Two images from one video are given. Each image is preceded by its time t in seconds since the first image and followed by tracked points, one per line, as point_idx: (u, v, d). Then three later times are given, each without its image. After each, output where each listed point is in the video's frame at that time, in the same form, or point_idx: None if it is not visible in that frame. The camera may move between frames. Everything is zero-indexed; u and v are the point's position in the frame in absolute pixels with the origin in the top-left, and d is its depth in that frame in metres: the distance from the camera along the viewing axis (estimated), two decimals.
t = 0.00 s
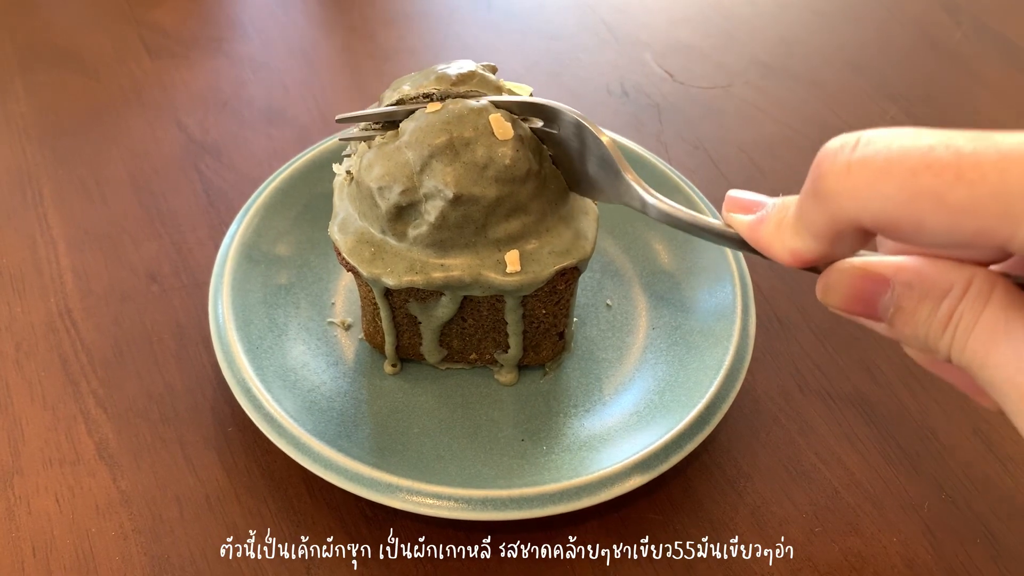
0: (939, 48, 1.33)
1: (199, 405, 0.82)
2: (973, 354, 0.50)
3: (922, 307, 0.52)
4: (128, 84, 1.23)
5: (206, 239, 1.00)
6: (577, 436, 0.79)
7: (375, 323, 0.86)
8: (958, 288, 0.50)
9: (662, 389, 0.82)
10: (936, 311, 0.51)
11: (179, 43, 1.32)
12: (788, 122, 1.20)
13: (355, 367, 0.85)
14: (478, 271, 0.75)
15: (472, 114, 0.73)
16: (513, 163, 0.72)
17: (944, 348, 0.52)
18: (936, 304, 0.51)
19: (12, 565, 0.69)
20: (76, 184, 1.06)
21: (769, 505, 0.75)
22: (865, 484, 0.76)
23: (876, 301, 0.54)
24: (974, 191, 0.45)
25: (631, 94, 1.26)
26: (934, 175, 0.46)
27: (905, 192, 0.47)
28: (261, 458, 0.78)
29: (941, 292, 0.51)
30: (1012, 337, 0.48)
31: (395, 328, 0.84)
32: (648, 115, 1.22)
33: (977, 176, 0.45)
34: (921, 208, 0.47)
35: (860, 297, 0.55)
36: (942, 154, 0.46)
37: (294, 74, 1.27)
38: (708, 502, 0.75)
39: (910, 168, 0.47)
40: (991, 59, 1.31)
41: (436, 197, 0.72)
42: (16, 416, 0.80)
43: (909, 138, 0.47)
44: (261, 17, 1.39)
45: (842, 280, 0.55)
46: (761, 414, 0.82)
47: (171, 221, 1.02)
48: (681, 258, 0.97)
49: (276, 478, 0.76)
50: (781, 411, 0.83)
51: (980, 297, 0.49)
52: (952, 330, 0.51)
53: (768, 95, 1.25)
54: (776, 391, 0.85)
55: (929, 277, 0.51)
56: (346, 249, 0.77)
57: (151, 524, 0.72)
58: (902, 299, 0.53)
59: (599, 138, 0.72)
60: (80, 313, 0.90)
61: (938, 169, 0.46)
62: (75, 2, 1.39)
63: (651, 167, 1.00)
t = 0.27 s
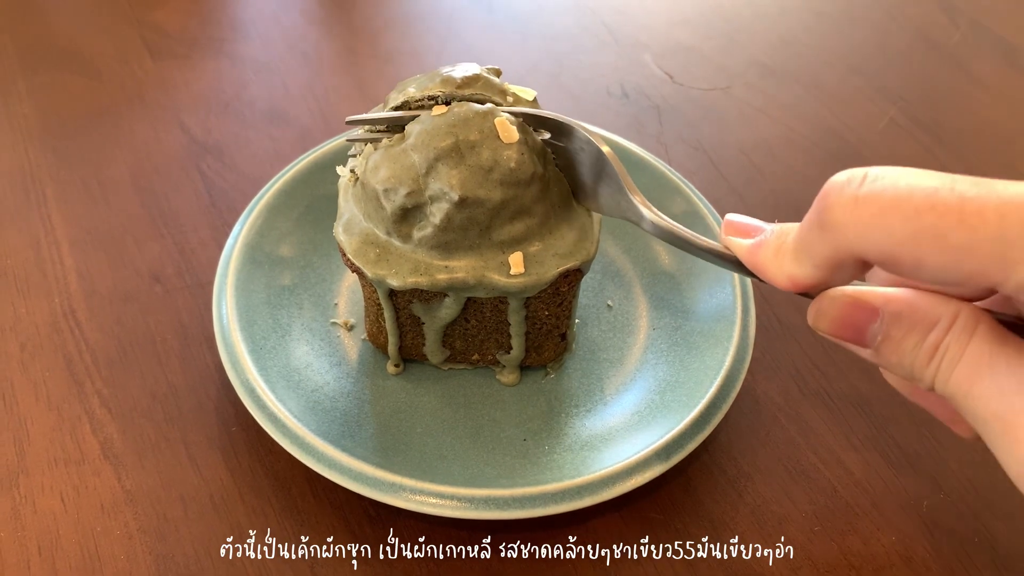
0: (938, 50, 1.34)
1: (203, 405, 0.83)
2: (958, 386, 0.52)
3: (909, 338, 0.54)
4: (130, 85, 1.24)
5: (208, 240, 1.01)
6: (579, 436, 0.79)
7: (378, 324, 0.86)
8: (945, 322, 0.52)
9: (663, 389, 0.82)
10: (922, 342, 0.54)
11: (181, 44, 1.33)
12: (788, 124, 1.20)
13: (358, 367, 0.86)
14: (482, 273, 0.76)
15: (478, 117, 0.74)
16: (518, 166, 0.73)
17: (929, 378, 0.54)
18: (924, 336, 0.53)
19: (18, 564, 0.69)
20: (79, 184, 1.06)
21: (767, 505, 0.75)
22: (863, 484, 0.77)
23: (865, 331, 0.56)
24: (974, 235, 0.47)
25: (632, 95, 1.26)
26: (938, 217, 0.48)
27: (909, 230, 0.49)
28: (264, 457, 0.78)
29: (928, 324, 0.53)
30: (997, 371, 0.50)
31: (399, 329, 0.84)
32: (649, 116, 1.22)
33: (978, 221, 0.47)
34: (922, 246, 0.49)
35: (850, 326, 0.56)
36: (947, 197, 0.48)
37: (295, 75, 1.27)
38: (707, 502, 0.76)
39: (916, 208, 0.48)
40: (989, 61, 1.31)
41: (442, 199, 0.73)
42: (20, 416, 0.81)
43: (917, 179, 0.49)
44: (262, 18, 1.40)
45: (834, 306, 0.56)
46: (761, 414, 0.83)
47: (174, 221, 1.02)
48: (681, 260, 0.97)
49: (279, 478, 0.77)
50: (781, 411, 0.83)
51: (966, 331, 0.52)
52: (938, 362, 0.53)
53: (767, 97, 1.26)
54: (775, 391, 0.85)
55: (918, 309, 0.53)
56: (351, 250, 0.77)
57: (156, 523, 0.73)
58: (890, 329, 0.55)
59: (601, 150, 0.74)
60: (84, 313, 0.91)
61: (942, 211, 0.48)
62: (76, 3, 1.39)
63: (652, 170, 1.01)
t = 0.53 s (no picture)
0: (937, 52, 1.34)
1: (199, 405, 0.82)
2: (940, 405, 0.58)
3: (905, 355, 0.60)
4: (126, 84, 1.23)
5: (205, 240, 1.00)
6: (588, 440, 0.80)
7: (385, 334, 0.85)
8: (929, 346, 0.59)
9: (670, 391, 0.83)
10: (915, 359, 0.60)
11: (178, 43, 1.32)
12: (786, 125, 1.20)
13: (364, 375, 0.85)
14: (495, 281, 0.76)
15: (485, 123, 0.74)
16: (528, 172, 0.74)
17: (918, 392, 0.60)
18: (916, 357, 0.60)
19: (12, 566, 0.69)
20: (75, 184, 1.06)
21: (767, 506, 0.75)
22: (863, 486, 0.76)
23: (867, 343, 0.62)
24: (930, 295, 0.51)
25: (630, 96, 1.26)
26: (898, 277, 0.52)
27: (870, 280, 0.54)
28: (260, 458, 0.78)
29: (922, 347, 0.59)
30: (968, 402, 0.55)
31: (407, 339, 0.84)
32: (647, 117, 1.22)
33: (932, 285, 0.51)
34: (880, 294, 0.53)
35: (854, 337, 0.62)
36: (912, 256, 0.52)
37: (293, 75, 1.27)
38: (705, 503, 0.76)
39: (878, 265, 0.53)
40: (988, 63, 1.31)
41: (453, 209, 0.73)
42: (14, 416, 0.80)
43: (890, 236, 0.54)
44: (260, 17, 1.39)
45: (835, 317, 0.61)
46: (760, 416, 0.83)
47: (170, 221, 1.02)
48: (684, 260, 0.97)
49: (275, 479, 0.76)
50: (780, 413, 0.83)
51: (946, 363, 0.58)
52: (926, 381, 0.59)
53: (766, 98, 1.26)
54: (774, 393, 0.85)
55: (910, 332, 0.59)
56: (359, 261, 0.77)
57: (151, 523, 0.72)
58: (891, 343, 0.61)
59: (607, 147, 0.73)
60: (79, 313, 0.90)
61: (900, 270, 0.52)
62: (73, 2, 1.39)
63: (652, 172, 1.01)
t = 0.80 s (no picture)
0: (937, 60, 1.35)
1: (206, 412, 0.83)
2: (884, 391, 0.55)
3: (853, 334, 0.56)
4: (132, 91, 1.24)
5: (211, 246, 1.01)
6: (600, 451, 0.80)
7: (398, 348, 0.86)
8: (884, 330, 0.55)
9: (681, 401, 0.84)
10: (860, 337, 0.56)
11: (183, 50, 1.33)
12: (787, 133, 1.21)
13: (376, 386, 0.86)
14: (508, 292, 0.78)
15: (498, 138, 0.75)
16: (540, 185, 0.75)
17: (859, 372, 0.57)
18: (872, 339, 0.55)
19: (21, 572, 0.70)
20: (81, 190, 1.07)
21: (766, 511, 0.76)
22: (864, 494, 0.77)
23: (814, 316, 0.58)
24: (886, 277, 0.51)
25: (632, 103, 1.27)
26: (859, 260, 0.53)
27: (836, 262, 0.54)
28: (266, 464, 0.78)
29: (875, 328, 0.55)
30: (915, 392, 0.52)
31: (420, 351, 0.85)
32: (649, 125, 1.23)
33: (890, 268, 0.51)
34: (843, 276, 0.54)
35: (804, 306, 0.59)
36: (878, 241, 0.53)
37: (298, 82, 1.28)
38: (706, 508, 0.76)
39: (844, 247, 0.54)
40: (989, 71, 1.32)
41: (466, 223, 0.74)
42: (23, 423, 0.81)
43: (863, 220, 0.54)
44: (265, 25, 1.40)
45: (790, 282, 0.59)
46: (762, 424, 0.83)
47: (176, 228, 1.03)
48: (691, 270, 0.98)
49: (281, 485, 0.77)
50: (783, 421, 0.84)
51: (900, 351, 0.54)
52: (872, 362, 0.56)
53: (767, 106, 1.27)
54: (776, 401, 0.86)
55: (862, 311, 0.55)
56: (373, 276, 0.78)
57: (158, 530, 0.73)
58: (833, 318, 0.57)
59: (623, 151, 0.75)
60: (86, 319, 0.91)
61: (864, 254, 0.53)
62: (79, 9, 1.40)
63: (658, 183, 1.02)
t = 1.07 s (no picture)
0: (933, 70, 1.36)
1: (206, 414, 0.83)
2: (864, 356, 0.57)
3: (828, 307, 0.60)
4: (135, 95, 1.25)
5: (212, 250, 1.02)
6: (599, 454, 0.81)
7: (399, 354, 0.87)
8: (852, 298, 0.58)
9: (679, 404, 0.84)
10: (835, 313, 0.59)
11: (186, 55, 1.34)
12: (784, 141, 1.22)
13: (378, 390, 0.87)
14: (508, 295, 0.79)
15: (494, 143, 0.77)
16: (537, 188, 0.76)
17: (841, 344, 0.60)
18: (845, 309, 0.59)
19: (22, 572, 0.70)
20: (84, 193, 1.08)
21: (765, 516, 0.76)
22: (859, 498, 0.78)
23: (789, 300, 0.62)
24: (844, 244, 0.56)
25: (631, 110, 1.28)
26: (823, 234, 0.57)
27: (802, 240, 0.59)
28: (266, 466, 0.79)
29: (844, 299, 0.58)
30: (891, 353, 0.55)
31: (421, 356, 0.86)
32: (647, 132, 1.24)
33: (847, 234, 0.55)
34: (810, 252, 0.58)
35: (779, 296, 0.62)
36: (836, 214, 0.57)
37: (299, 88, 1.29)
38: (703, 511, 0.77)
39: (809, 225, 0.58)
40: (983, 81, 1.34)
41: (465, 227, 0.75)
42: (24, 423, 0.81)
43: (824, 199, 0.59)
44: (267, 31, 1.41)
45: (764, 273, 0.62)
46: (759, 429, 0.84)
47: (178, 231, 1.03)
48: (688, 275, 0.99)
49: (281, 486, 0.77)
50: (779, 426, 0.84)
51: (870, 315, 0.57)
52: (849, 334, 0.59)
53: (764, 114, 1.28)
54: (772, 406, 0.86)
55: (830, 284, 0.58)
56: (374, 283, 0.79)
57: (158, 531, 0.73)
58: (808, 297, 0.60)
59: (617, 155, 0.76)
60: (87, 322, 0.91)
61: (827, 227, 0.57)
62: (82, 13, 1.41)
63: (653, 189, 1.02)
